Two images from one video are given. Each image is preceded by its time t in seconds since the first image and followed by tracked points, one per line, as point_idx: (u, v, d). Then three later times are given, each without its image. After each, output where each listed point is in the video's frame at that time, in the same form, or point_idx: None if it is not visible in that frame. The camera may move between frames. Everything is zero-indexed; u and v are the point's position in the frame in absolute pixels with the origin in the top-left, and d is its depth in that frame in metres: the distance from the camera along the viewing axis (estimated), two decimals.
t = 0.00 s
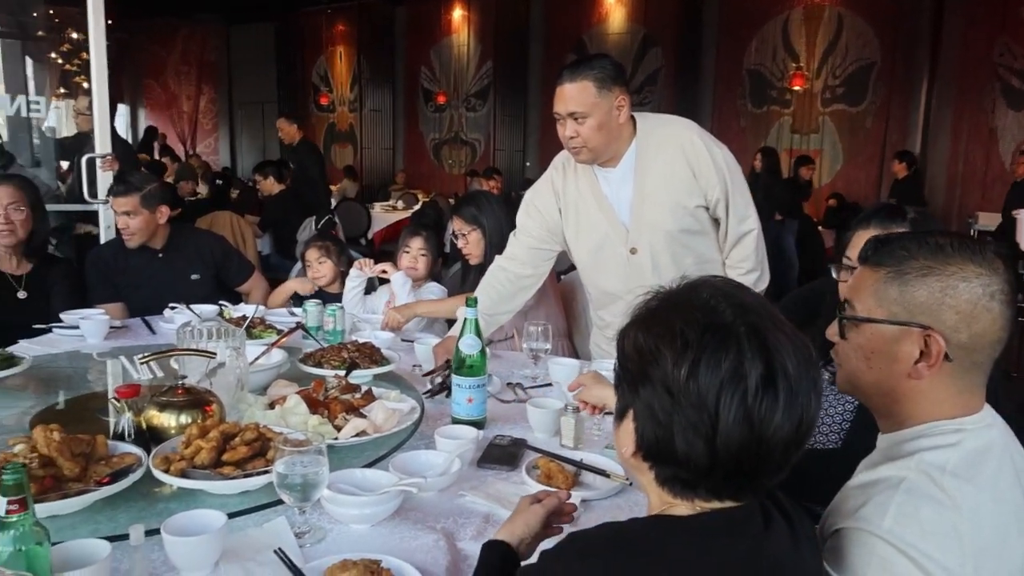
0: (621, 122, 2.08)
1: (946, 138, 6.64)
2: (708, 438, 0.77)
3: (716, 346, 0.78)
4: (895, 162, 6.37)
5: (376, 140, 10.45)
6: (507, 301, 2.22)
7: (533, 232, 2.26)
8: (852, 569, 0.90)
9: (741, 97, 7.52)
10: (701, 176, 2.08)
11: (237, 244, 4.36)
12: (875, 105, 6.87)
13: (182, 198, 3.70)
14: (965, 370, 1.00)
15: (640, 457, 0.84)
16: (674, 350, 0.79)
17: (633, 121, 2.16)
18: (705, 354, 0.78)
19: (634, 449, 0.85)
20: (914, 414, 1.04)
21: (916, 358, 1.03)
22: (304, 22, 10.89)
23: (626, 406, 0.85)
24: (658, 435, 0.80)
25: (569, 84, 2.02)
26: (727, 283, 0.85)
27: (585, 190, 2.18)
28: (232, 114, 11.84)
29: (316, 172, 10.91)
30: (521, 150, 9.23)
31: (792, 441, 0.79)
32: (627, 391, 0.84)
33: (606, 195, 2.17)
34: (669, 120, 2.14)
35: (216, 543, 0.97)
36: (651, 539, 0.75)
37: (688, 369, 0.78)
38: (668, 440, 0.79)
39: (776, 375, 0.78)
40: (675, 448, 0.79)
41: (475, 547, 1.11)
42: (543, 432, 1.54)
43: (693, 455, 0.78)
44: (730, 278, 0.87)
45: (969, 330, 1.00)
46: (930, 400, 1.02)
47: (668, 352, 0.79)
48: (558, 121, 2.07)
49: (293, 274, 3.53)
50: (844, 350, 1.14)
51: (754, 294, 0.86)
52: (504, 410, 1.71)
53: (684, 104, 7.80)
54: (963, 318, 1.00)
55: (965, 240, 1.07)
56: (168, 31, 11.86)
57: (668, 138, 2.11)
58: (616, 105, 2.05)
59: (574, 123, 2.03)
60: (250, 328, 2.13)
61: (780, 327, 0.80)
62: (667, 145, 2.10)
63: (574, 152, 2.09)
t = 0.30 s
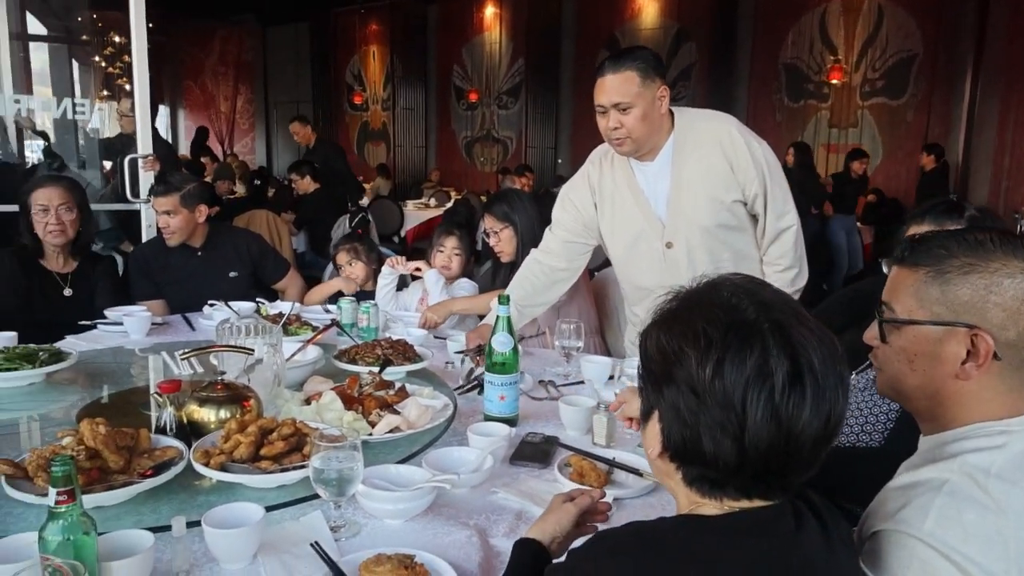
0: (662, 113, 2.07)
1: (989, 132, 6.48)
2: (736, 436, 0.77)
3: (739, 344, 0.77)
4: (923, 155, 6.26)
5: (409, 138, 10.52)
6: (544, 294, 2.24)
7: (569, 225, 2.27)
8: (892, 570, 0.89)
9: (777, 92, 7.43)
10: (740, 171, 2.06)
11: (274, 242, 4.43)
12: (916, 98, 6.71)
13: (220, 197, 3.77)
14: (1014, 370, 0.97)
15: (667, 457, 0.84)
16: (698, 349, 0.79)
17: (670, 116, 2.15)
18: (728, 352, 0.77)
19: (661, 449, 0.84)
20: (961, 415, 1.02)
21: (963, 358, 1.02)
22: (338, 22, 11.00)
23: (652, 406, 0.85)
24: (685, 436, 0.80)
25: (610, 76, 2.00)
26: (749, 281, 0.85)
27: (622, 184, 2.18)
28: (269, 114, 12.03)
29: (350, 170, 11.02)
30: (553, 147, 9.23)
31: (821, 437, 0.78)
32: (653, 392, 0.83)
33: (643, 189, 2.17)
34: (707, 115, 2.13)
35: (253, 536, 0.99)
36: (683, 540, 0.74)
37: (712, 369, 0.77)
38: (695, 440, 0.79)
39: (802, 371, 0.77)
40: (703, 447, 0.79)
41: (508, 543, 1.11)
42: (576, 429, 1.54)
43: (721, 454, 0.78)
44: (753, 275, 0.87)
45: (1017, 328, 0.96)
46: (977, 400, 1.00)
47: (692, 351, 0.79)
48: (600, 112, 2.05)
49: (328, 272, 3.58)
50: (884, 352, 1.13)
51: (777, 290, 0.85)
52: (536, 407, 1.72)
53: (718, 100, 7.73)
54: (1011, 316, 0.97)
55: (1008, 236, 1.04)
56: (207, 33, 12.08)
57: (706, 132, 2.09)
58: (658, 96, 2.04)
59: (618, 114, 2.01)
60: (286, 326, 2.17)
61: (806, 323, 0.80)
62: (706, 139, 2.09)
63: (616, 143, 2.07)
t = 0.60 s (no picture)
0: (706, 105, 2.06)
1: None
2: (744, 434, 0.76)
3: (748, 342, 0.77)
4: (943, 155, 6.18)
5: (433, 138, 10.56)
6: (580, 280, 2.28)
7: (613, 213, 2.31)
8: None
9: (804, 91, 7.35)
10: (778, 170, 2.04)
11: (299, 242, 4.47)
12: (947, 97, 6.59)
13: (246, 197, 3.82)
14: None
15: (680, 457, 0.83)
16: (707, 347, 0.78)
17: (715, 110, 2.13)
18: (736, 350, 0.77)
19: (674, 449, 0.84)
20: (996, 420, 1.01)
21: (1000, 363, 1.00)
22: (363, 23, 11.08)
23: (664, 405, 0.84)
24: (695, 434, 0.79)
25: (653, 69, 1.99)
26: (764, 281, 0.84)
27: (659, 176, 2.19)
28: (295, 115, 12.14)
29: (374, 170, 11.08)
30: (577, 147, 9.22)
31: (834, 438, 0.77)
32: (664, 391, 0.83)
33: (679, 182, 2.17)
34: (750, 112, 2.11)
35: (280, 533, 1.00)
36: (693, 539, 0.74)
37: (720, 366, 0.77)
38: (705, 439, 0.79)
39: (813, 371, 0.76)
40: (712, 446, 0.78)
41: (531, 544, 1.11)
42: (599, 431, 1.54)
43: (731, 453, 0.77)
44: (770, 275, 0.86)
45: None
46: (1014, 406, 0.99)
47: (701, 350, 0.79)
48: (643, 106, 2.05)
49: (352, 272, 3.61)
50: (914, 359, 1.11)
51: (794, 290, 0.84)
52: (559, 408, 1.71)
53: (743, 99, 7.67)
54: None
55: None
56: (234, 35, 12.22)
57: (747, 128, 2.07)
58: (702, 88, 2.03)
59: (661, 108, 2.01)
60: (312, 325, 2.19)
61: (818, 323, 0.79)
62: (745, 135, 2.07)
63: (661, 136, 2.08)
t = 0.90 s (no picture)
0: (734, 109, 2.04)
1: None
2: (754, 437, 0.75)
3: (760, 344, 0.76)
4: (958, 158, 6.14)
5: (448, 139, 10.59)
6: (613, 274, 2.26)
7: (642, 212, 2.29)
8: None
9: (821, 92, 7.32)
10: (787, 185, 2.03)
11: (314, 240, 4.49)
12: (968, 99, 6.52)
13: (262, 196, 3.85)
14: None
15: (693, 461, 0.83)
16: (719, 349, 0.78)
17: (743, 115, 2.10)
18: (749, 351, 0.76)
19: (686, 453, 0.84)
20: (1015, 426, 1.00)
21: (1018, 368, 0.99)
22: (380, 23, 11.11)
23: (677, 408, 0.84)
24: (706, 436, 0.79)
25: (681, 73, 1.97)
26: (780, 285, 0.84)
27: (682, 179, 2.19)
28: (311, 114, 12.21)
29: (389, 170, 11.13)
30: (591, 148, 9.21)
31: (848, 444, 0.76)
32: (677, 394, 0.83)
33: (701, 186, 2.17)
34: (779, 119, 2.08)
35: (294, 530, 1.01)
36: (708, 545, 0.74)
37: (732, 367, 0.77)
38: (715, 441, 0.78)
39: (826, 375, 0.75)
40: (723, 449, 0.78)
41: (544, 545, 1.11)
42: (613, 432, 1.53)
43: (741, 457, 0.77)
44: (789, 280, 0.86)
45: None
46: None
47: (713, 351, 0.78)
48: (670, 109, 2.03)
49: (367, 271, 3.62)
50: (930, 365, 1.10)
51: (813, 295, 0.84)
52: (573, 409, 1.71)
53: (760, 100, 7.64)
54: None
55: None
56: (252, 34, 12.31)
57: (772, 139, 2.04)
58: (729, 91, 2.00)
59: (688, 111, 1.99)
60: (326, 323, 2.19)
61: (834, 327, 0.78)
62: (765, 144, 2.05)
63: (687, 139, 2.06)
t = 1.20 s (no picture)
0: (728, 122, 2.01)
1: None
2: (773, 436, 0.75)
3: (780, 343, 0.76)
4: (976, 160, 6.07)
5: (463, 139, 10.61)
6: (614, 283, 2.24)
7: (650, 220, 2.32)
8: None
9: (839, 93, 7.27)
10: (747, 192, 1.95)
11: (329, 240, 4.51)
12: (988, 100, 6.45)
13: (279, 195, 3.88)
14: None
15: (714, 463, 0.83)
16: (739, 348, 0.78)
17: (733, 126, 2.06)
18: (768, 349, 0.76)
19: (707, 455, 0.83)
20: None
21: None
22: (396, 24, 11.16)
23: (698, 409, 0.84)
24: (726, 436, 0.78)
25: (673, 87, 1.95)
26: (804, 287, 0.83)
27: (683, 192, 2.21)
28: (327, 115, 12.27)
29: (404, 171, 11.15)
30: (606, 149, 9.22)
31: (870, 447, 0.74)
32: (699, 395, 0.83)
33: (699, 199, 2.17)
34: (772, 130, 2.02)
35: (310, 528, 1.01)
36: (727, 552, 0.73)
37: (751, 366, 0.76)
38: (735, 441, 0.78)
39: (848, 375, 0.74)
40: (742, 449, 0.77)
41: (559, 545, 1.11)
42: (627, 433, 1.53)
43: (760, 457, 0.76)
44: (815, 283, 0.85)
45: None
46: None
47: (733, 351, 0.78)
48: (663, 123, 2.00)
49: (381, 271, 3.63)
50: (950, 366, 1.09)
51: (839, 297, 0.83)
52: (587, 409, 1.71)
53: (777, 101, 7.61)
54: None
55: None
56: (270, 36, 12.38)
57: (754, 150, 2.00)
58: (723, 104, 1.97)
59: (682, 125, 1.97)
60: (342, 322, 2.20)
61: (858, 328, 0.77)
62: (748, 155, 2.01)
63: (682, 152, 2.04)
